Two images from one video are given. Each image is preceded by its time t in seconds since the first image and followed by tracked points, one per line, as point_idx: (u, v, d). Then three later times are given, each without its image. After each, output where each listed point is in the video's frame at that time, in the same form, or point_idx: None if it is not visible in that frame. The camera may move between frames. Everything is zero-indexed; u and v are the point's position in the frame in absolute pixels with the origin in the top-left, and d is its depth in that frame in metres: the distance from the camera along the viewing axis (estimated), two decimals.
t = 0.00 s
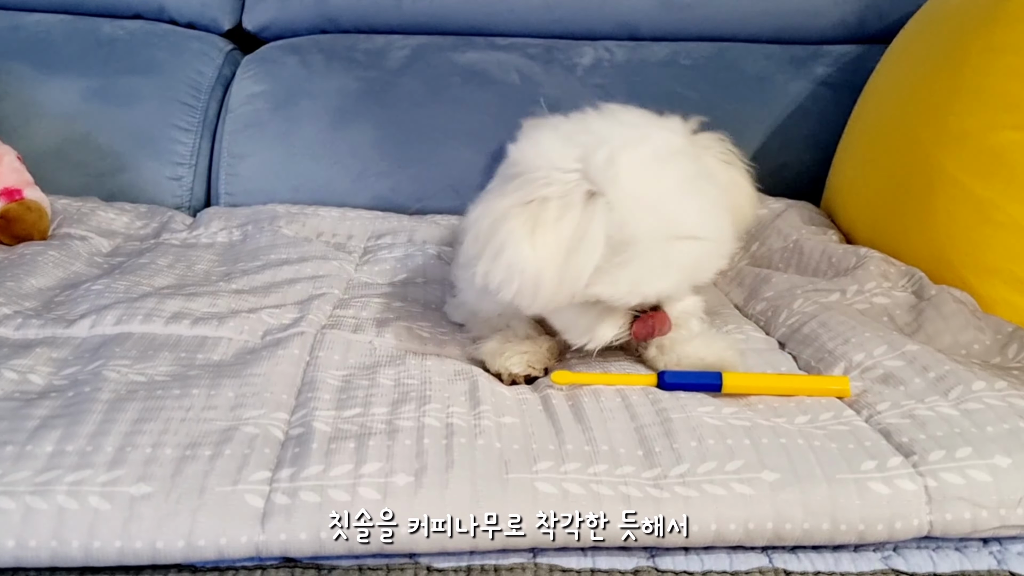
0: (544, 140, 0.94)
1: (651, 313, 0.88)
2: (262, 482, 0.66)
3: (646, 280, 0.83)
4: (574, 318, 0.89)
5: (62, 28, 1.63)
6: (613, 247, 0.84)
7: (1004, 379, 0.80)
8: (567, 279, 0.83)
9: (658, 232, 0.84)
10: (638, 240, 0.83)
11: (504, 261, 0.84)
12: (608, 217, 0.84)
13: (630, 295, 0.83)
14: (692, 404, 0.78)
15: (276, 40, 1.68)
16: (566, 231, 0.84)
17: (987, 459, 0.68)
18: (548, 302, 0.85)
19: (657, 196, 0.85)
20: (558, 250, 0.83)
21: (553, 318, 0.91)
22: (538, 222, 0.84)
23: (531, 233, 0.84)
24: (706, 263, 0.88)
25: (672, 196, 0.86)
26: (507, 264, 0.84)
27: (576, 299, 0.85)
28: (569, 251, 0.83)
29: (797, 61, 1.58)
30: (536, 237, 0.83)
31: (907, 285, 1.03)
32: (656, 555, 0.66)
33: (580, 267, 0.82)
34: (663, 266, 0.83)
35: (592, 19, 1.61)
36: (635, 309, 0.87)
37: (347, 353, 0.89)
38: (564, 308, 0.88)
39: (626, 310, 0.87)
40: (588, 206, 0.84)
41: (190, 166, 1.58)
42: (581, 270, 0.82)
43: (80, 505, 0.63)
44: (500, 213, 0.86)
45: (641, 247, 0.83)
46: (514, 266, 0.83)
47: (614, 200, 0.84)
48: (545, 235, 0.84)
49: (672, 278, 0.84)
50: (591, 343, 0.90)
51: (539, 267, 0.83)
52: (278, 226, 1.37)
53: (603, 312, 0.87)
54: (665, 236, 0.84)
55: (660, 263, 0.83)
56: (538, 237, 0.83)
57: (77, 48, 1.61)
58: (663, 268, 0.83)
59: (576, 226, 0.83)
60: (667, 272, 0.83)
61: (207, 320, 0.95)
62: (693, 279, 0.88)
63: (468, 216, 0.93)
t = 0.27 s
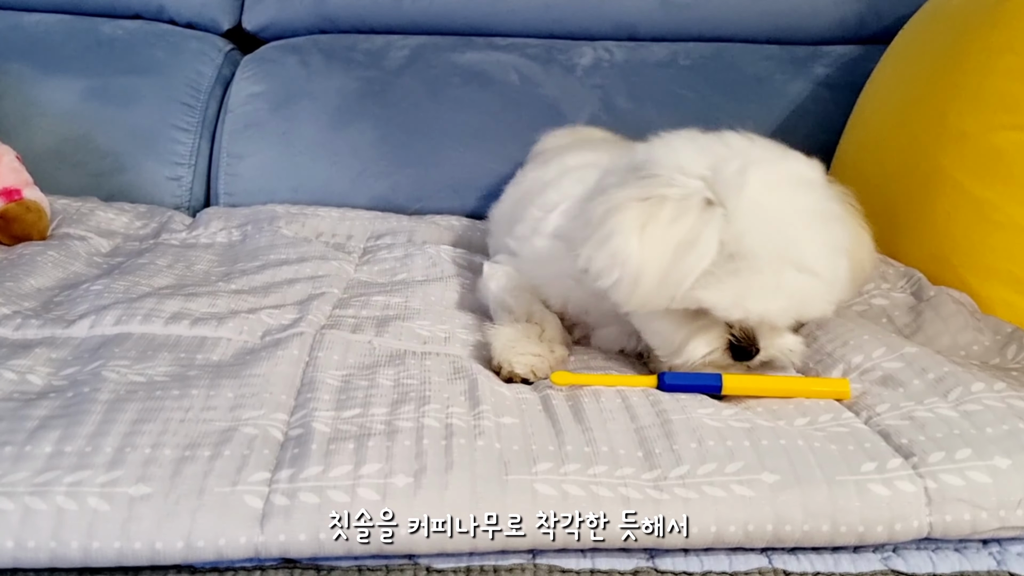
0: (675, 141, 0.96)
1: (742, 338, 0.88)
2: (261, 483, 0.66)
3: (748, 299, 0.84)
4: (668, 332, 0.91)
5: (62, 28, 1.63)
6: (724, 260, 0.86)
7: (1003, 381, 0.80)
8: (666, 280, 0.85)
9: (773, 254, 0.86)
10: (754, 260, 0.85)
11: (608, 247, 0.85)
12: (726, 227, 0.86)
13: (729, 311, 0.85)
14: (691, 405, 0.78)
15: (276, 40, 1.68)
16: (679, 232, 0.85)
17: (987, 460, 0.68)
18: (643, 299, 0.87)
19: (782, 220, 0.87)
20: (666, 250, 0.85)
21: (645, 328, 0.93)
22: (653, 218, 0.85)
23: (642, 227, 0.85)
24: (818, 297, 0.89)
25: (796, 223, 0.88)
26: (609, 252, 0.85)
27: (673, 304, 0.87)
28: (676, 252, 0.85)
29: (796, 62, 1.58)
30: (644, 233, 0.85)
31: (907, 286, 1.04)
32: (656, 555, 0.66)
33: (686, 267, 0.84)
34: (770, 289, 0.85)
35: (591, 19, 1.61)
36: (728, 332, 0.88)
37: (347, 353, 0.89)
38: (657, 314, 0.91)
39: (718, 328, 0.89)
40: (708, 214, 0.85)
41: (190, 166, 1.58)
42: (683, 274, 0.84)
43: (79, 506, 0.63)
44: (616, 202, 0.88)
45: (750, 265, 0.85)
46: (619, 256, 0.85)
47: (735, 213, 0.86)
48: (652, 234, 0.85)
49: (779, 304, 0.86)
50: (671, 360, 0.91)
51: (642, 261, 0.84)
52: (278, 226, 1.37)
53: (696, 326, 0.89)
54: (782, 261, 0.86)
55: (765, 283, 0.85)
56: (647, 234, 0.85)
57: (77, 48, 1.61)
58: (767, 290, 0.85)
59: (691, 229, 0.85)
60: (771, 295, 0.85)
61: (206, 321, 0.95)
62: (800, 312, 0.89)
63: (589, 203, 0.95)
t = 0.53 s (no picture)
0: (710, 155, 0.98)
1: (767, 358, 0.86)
2: (254, 486, 0.66)
3: (763, 309, 0.83)
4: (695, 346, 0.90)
5: (57, 29, 1.63)
6: (743, 269, 0.86)
7: (995, 385, 0.80)
8: (684, 284, 0.85)
9: (795, 266, 0.84)
10: (774, 272, 0.84)
11: (628, 245, 0.87)
12: (746, 235, 0.86)
13: (747, 321, 0.84)
14: (686, 409, 0.78)
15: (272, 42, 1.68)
16: (699, 234, 0.85)
17: (978, 464, 0.68)
18: (662, 302, 0.87)
19: (805, 234, 0.86)
20: (684, 252, 0.85)
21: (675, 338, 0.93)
22: (675, 220, 0.87)
23: (662, 228, 0.86)
24: (842, 317, 0.86)
25: (821, 238, 0.86)
26: (629, 250, 0.87)
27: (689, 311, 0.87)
28: (694, 253, 0.85)
29: (791, 66, 1.58)
30: (664, 234, 0.86)
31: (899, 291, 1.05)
32: (650, 559, 0.67)
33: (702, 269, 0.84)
34: (790, 303, 0.83)
35: (587, 23, 1.61)
36: (754, 351, 0.87)
37: (341, 356, 0.89)
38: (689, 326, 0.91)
39: (744, 345, 0.87)
40: (729, 220, 0.86)
41: (185, 168, 1.58)
42: (699, 276, 0.84)
43: (71, 510, 0.63)
44: (641, 205, 0.90)
45: (768, 276, 0.84)
46: (637, 254, 0.86)
47: (757, 222, 0.86)
48: (671, 235, 0.86)
49: (800, 319, 0.84)
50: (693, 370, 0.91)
51: (659, 260, 0.85)
52: (273, 229, 1.37)
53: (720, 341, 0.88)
54: (805, 275, 0.84)
55: (784, 295, 0.83)
56: (666, 234, 0.86)
57: (72, 49, 1.61)
58: (786, 302, 0.83)
59: (711, 233, 0.85)
60: (789, 308, 0.83)
61: (200, 323, 0.95)
62: (824, 332, 0.87)
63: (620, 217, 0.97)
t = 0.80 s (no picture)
0: (742, 151, 0.93)
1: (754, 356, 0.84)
2: (250, 488, 0.65)
3: (755, 320, 0.79)
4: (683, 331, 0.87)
5: (53, 29, 1.62)
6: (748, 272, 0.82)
7: (992, 386, 0.80)
8: (690, 279, 0.81)
9: (800, 280, 0.80)
10: (780, 283, 0.80)
11: (643, 230, 0.82)
12: (757, 242, 0.81)
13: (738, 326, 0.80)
14: (682, 410, 0.78)
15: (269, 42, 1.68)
16: (713, 231, 0.81)
17: (974, 466, 0.68)
18: (664, 292, 0.82)
19: (819, 247, 0.81)
20: (695, 248, 0.80)
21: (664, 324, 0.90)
22: (693, 212, 0.81)
23: (679, 219, 0.80)
24: (836, 334, 0.83)
25: (834, 254, 0.82)
26: (641, 237, 0.81)
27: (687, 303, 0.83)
28: (707, 250, 0.80)
29: (788, 67, 1.58)
30: (680, 226, 0.80)
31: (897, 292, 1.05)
32: (646, 560, 0.66)
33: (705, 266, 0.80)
34: (786, 316, 0.80)
35: (584, 23, 1.61)
36: (740, 349, 0.84)
37: (337, 357, 0.89)
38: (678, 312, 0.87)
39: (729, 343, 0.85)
40: (746, 220, 0.81)
41: (182, 168, 1.58)
42: (706, 275, 0.80)
43: (66, 512, 0.63)
44: (662, 192, 0.84)
45: (770, 288, 0.80)
46: (648, 242, 0.81)
47: (770, 230, 0.81)
48: (685, 228, 0.80)
49: (791, 334, 0.80)
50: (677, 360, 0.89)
51: (670, 253, 0.80)
52: (269, 229, 1.37)
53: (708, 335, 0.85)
54: (808, 289, 0.80)
55: (782, 308, 0.79)
56: (681, 227, 0.80)
57: (68, 49, 1.60)
58: (781, 316, 0.79)
59: (725, 232, 0.81)
60: (782, 321, 0.80)
61: (196, 324, 0.94)
62: (813, 347, 0.83)
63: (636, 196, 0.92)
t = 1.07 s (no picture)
0: (737, 160, 0.98)
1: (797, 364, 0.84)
2: (247, 487, 0.65)
3: (783, 298, 0.82)
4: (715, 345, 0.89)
5: (49, 27, 1.62)
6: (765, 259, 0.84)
7: (991, 384, 0.80)
8: (702, 278, 0.83)
9: (820, 256, 0.82)
10: (799, 259, 0.82)
11: (648, 237, 0.86)
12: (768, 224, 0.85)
13: (770, 311, 0.82)
14: (681, 410, 0.78)
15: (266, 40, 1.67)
16: (717, 228, 0.84)
17: (973, 465, 0.68)
18: (681, 300, 0.84)
19: (830, 225, 0.85)
20: (704, 243, 0.83)
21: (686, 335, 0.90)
22: (694, 216, 0.85)
23: (682, 221, 0.85)
24: (867, 310, 0.84)
25: (846, 230, 0.85)
26: (648, 244, 0.86)
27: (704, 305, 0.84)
28: (714, 245, 0.83)
29: (787, 66, 1.58)
30: (683, 229, 0.84)
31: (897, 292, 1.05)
32: (645, 559, 0.66)
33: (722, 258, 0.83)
34: (814, 292, 0.82)
35: (583, 22, 1.61)
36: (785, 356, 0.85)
37: (334, 356, 0.88)
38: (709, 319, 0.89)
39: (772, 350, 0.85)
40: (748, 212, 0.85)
41: (179, 167, 1.57)
42: (718, 269, 0.83)
43: (62, 511, 0.63)
44: (664, 202, 0.89)
45: (792, 266, 0.82)
46: (655, 248, 0.85)
47: (779, 212, 0.85)
48: (689, 230, 0.84)
49: (827, 310, 0.82)
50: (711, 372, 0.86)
51: (678, 253, 0.83)
52: (267, 228, 1.36)
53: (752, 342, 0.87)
54: (832, 262, 0.83)
55: (807, 286, 0.82)
56: (685, 228, 0.84)
57: (64, 47, 1.60)
58: (808, 293, 0.82)
59: (727, 227, 0.84)
60: (811, 297, 0.82)
61: (192, 323, 0.94)
62: (854, 326, 0.85)
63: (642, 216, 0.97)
